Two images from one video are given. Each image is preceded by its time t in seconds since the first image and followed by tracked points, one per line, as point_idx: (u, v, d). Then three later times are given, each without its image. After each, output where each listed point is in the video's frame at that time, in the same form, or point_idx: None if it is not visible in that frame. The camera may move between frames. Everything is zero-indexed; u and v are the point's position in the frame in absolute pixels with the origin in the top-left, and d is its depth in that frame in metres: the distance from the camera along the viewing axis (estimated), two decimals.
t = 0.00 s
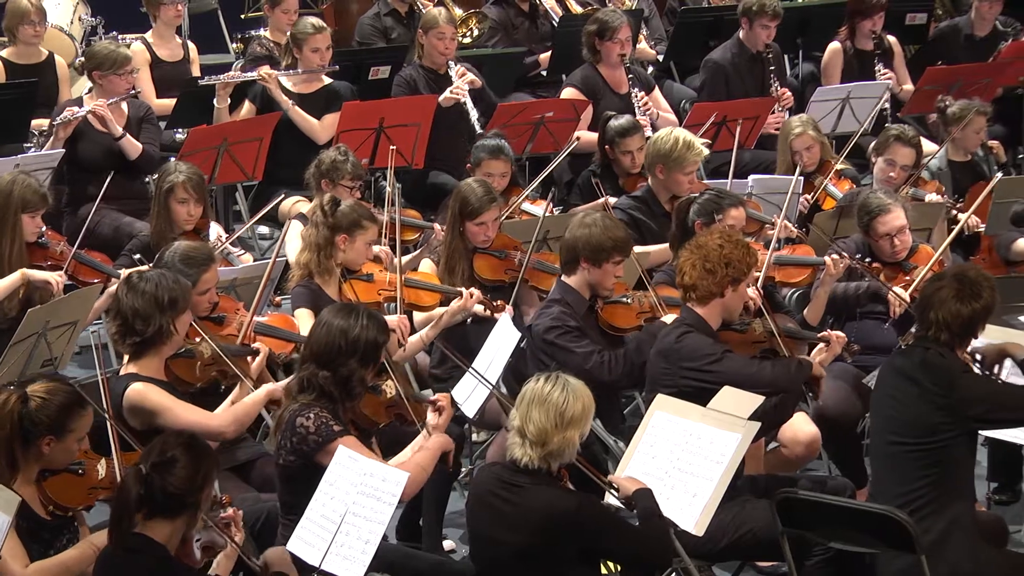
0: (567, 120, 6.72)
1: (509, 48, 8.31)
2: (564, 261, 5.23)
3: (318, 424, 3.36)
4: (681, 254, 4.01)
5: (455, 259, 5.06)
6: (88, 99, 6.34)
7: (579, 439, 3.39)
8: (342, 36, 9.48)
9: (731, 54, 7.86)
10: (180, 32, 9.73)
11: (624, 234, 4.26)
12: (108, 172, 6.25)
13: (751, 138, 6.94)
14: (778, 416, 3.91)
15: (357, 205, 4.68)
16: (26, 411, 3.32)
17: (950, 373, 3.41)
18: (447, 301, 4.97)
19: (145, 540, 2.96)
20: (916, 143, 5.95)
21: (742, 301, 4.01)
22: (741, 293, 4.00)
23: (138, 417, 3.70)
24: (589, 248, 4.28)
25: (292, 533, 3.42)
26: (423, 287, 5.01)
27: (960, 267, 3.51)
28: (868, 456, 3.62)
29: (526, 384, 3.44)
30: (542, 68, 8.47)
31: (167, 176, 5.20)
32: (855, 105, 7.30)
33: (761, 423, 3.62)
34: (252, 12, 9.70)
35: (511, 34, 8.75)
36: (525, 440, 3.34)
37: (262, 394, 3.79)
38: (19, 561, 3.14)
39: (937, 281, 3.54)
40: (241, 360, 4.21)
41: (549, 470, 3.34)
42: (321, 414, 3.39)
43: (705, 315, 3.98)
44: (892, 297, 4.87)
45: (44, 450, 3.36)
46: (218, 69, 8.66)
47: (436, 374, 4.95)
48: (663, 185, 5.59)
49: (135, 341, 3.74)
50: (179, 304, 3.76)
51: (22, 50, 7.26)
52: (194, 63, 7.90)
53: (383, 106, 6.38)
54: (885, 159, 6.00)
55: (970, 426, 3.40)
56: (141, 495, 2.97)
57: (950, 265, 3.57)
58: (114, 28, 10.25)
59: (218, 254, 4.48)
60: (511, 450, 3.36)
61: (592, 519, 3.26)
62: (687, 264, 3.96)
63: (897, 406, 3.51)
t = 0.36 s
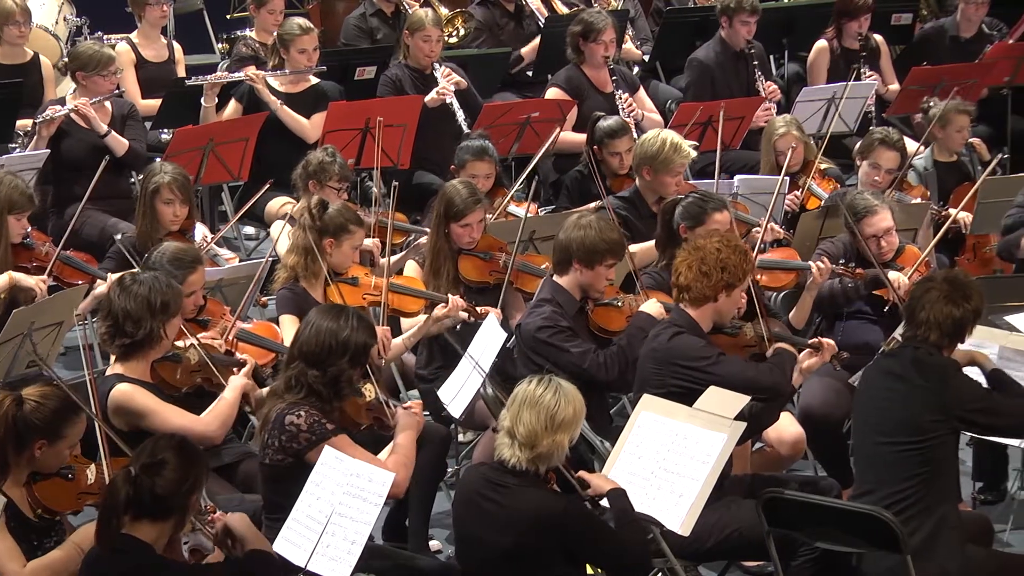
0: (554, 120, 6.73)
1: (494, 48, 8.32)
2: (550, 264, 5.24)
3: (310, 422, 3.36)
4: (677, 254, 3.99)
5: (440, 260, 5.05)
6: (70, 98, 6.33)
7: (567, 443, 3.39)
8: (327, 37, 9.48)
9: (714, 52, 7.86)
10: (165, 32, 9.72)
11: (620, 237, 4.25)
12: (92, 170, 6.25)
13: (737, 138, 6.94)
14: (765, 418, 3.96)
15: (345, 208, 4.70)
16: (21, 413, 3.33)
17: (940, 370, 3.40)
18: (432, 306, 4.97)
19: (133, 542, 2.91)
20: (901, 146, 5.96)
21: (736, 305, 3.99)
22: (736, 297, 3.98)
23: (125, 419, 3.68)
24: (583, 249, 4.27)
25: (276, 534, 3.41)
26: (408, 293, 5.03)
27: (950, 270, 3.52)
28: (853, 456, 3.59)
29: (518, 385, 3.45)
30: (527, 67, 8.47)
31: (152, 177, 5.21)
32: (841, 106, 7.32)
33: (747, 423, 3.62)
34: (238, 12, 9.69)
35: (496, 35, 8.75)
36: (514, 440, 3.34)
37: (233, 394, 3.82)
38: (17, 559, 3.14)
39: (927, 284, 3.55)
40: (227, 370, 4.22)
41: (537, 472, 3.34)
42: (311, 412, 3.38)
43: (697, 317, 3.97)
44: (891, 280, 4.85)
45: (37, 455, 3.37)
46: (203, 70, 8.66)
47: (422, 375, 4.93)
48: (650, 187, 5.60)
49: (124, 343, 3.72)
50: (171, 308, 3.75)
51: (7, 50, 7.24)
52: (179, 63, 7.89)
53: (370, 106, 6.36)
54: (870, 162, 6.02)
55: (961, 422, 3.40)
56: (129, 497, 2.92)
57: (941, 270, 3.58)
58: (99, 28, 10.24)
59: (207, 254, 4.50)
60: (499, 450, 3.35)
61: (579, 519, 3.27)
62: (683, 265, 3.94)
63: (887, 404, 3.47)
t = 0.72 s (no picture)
0: (546, 120, 6.72)
1: (482, 47, 8.32)
2: (537, 262, 5.26)
3: (288, 426, 3.35)
4: (663, 255, 3.99)
5: (427, 260, 5.06)
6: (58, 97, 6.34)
7: (557, 445, 3.39)
8: (315, 37, 9.47)
9: (694, 48, 7.89)
10: (153, 32, 9.71)
11: (604, 236, 4.25)
12: (82, 169, 6.25)
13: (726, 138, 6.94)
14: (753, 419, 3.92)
15: (333, 208, 4.72)
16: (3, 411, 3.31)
17: (922, 370, 3.41)
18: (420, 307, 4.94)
19: (121, 542, 2.91)
20: (890, 147, 5.97)
21: (724, 302, 3.98)
22: (723, 294, 3.97)
23: (110, 420, 3.67)
24: (568, 249, 4.28)
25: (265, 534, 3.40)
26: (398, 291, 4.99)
27: (925, 268, 3.55)
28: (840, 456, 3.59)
29: (508, 386, 3.45)
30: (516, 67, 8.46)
31: (142, 177, 5.21)
32: (830, 106, 7.32)
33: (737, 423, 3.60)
34: (226, 12, 9.68)
35: (485, 34, 8.75)
36: (505, 442, 3.33)
37: (219, 403, 3.81)
38: None
39: (902, 284, 3.58)
40: (213, 364, 4.25)
41: (528, 474, 3.33)
42: (291, 415, 3.38)
43: (685, 316, 3.96)
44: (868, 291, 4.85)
45: (21, 452, 3.36)
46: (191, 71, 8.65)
47: (410, 375, 4.93)
48: (639, 187, 5.60)
49: (109, 344, 3.72)
50: (154, 307, 3.74)
51: None
52: (167, 63, 7.88)
53: (359, 106, 6.36)
54: (859, 162, 6.02)
55: (945, 422, 3.39)
56: (112, 499, 2.92)
57: (915, 268, 3.61)
58: (88, 28, 10.23)
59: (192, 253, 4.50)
60: (489, 452, 3.34)
61: (569, 520, 3.27)
62: (670, 265, 3.94)
63: (870, 406, 3.47)
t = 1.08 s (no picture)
0: (531, 120, 6.72)
1: (471, 48, 8.32)
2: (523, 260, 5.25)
3: (257, 433, 3.35)
4: (642, 255, 3.98)
5: (414, 257, 5.07)
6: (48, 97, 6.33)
7: (546, 446, 3.40)
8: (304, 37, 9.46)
9: (679, 49, 7.89)
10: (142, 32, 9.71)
11: (586, 236, 4.27)
12: (71, 169, 6.25)
13: (715, 138, 6.95)
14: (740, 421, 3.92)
15: (321, 207, 4.67)
16: None
17: (899, 373, 3.39)
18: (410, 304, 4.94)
19: (105, 544, 2.90)
20: (877, 147, 5.98)
21: (705, 300, 3.97)
22: (703, 292, 3.96)
23: (92, 424, 3.65)
24: (549, 249, 4.28)
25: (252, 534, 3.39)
26: (387, 290, 4.98)
27: (886, 267, 3.53)
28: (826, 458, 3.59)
29: (498, 387, 3.46)
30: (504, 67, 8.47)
31: (131, 177, 5.21)
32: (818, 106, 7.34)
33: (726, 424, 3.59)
34: (215, 12, 9.68)
35: (473, 35, 8.75)
36: (494, 443, 3.33)
37: (204, 425, 3.82)
38: None
39: (867, 284, 3.56)
40: (197, 367, 4.27)
41: (517, 476, 3.33)
42: (261, 421, 3.37)
43: (667, 317, 3.93)
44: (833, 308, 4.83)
45: None
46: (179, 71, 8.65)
47: (397, 376, 4.93)
48: (624, 187, 5.60)
49: (93, 347, 3.71)
50: (137, 311, 3.73)
51: None
52: (155, 63, 7.88)
53: (347, 107, 6.36)
54: (846, 162, 6.03)
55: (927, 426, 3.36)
56: (92, 501, 2.93)
57: (873, 269, 3.59)
58: (76, 29, 10.23)
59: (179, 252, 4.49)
60: (479, 453, 3.34)
61: (558, 522, 3.27)
62: (648, 265, 3.93)
63: (850, 409, 3.49)
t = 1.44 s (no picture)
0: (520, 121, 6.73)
1: (459, 48, 8.32)
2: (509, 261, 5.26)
3: (233, 440, 3.34)
4: (626, 254, 4.00)
5: (400, 257, 5.08)
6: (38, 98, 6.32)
7: (534, 447, 3.38)
8: (292, 38, 9.46)
9: (666, 49, 7.90)
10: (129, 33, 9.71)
11: (570, 236, 4.27)
12: (59, 170, 6.25)
13: (704, 138, 6.96)
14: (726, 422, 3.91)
15: (309, 207, 4.67)
16: None
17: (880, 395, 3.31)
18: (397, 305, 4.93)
19: (91, 546, 2.91)
20: (863, 146, 5.99)
21: (689, 298, 4.00)
22: (687, 289, 3.99)
23: (75, 425, 3.64)
24: (533, 249, 4.30)
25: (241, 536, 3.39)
26: (375, 290, 4.97)
27: (864, 269, 3.48)
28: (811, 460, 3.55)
29: (484, 389, 3.43)
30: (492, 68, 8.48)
31: (117, 179, 5.21)
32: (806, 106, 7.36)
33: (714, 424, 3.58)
34: (203, 12, 9.68)
35: (461, 35, 8.75)
36: (482, 445, 3.32)
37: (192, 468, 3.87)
38: None
39: (847, 287, 3.51)
40: (184, 365, 4.26)
41: (506, 476, 3.31)
42: (238, 427, 3.35)
43: (652, 316, 3.95)
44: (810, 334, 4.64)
45: None
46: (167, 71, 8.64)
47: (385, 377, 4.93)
48: (612, 188, 5.57)
49: (74, 348, 3.70)
50: (116, 310, 3.74)
51: None
52: (143, 63, 7.88)
53: (335, 107, 6.37)
54: (832, 161, 6.05)
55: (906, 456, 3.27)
56: (77, 502, 2.93)
57: (854, 268, 3.55)
58: (63, 29, 10.23)
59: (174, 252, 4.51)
60: (467, 454, 3.33)
61: (548, 523, 3.28)
62: (633, 264, 3.95)
63: (832, 421, 3.41)
